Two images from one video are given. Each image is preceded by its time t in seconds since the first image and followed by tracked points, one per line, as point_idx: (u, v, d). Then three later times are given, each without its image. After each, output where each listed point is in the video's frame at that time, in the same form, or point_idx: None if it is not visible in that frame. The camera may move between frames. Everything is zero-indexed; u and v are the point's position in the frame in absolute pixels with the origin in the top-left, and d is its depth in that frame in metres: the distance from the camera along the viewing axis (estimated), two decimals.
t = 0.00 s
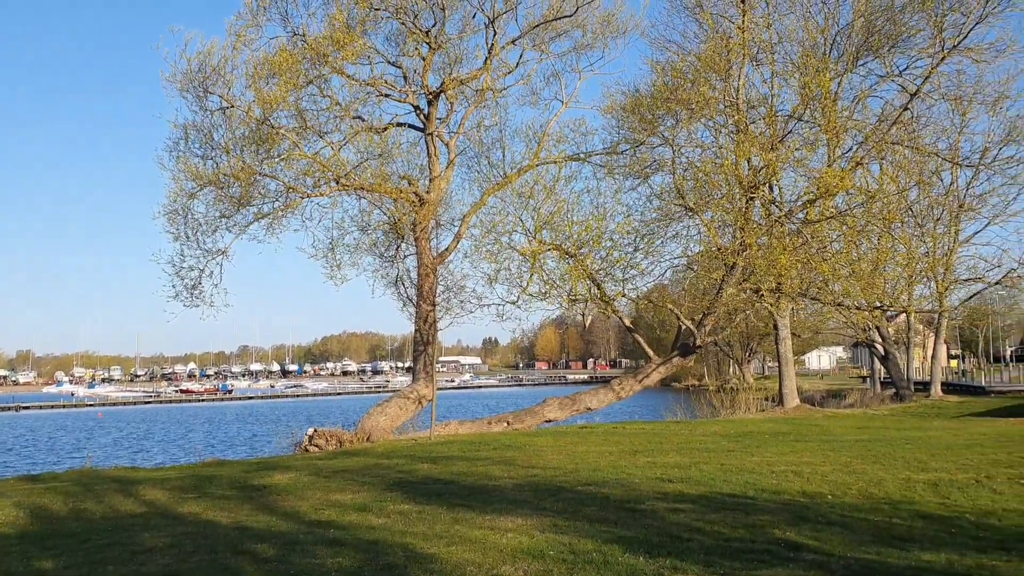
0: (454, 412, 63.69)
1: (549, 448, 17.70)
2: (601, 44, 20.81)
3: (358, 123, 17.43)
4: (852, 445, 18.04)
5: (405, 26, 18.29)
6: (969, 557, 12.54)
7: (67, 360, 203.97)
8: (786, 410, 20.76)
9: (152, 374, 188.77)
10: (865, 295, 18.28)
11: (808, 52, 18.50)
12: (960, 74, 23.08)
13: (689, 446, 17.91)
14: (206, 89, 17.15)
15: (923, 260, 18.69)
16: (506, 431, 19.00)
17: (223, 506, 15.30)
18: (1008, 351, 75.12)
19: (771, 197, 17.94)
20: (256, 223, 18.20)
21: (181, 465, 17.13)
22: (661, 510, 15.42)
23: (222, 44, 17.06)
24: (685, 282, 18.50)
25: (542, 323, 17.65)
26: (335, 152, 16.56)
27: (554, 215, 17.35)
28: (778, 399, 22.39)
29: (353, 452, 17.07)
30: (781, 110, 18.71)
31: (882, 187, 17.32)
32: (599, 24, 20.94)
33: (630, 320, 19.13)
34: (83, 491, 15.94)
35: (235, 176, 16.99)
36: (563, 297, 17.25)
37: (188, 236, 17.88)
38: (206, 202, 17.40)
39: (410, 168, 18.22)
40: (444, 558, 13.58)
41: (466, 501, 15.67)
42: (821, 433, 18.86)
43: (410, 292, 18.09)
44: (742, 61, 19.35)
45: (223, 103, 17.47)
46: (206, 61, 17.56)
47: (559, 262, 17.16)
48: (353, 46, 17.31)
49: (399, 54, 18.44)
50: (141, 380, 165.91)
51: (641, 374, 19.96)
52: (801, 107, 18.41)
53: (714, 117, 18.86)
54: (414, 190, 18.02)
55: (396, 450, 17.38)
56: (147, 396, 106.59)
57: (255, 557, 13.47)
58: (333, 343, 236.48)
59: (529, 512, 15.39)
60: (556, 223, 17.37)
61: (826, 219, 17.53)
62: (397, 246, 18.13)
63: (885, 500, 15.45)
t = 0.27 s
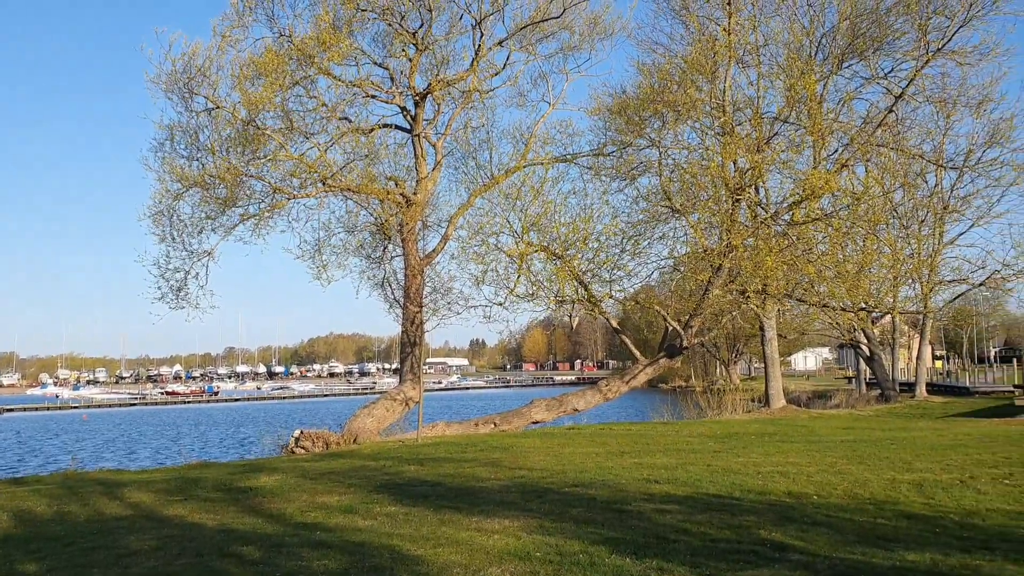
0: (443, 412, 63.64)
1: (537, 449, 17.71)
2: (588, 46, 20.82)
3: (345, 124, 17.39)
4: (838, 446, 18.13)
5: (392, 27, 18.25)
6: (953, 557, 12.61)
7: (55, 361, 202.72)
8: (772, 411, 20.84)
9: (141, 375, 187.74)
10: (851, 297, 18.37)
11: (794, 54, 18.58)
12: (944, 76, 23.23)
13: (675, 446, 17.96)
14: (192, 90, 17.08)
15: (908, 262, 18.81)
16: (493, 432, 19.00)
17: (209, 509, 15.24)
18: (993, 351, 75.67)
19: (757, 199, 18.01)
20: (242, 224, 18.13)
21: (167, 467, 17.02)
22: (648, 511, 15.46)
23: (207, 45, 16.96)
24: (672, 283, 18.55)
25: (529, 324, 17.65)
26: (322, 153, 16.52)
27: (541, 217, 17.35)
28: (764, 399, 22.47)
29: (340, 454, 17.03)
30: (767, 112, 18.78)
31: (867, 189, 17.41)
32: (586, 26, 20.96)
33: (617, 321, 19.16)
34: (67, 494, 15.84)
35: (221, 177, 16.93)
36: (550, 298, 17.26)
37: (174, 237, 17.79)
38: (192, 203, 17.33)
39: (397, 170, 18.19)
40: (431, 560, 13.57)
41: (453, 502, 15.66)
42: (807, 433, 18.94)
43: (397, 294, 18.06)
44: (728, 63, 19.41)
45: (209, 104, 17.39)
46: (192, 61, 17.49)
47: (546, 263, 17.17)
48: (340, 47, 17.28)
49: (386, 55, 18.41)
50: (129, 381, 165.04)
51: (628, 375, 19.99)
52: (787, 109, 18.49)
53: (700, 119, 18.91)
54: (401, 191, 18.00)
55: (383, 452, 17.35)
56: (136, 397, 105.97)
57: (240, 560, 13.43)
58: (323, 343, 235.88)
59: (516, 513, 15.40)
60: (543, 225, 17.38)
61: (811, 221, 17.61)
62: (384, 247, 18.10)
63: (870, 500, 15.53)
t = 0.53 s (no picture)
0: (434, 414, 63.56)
1: (527, 451, 17.70)
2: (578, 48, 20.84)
3: (335, 126, 17.35)
4: (827, 447, 18.19)
5: (381, 28, 18.23)
6: (941, 557, 12.67)
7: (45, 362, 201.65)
8: (762, 412, 20.88)
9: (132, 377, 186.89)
10: (840, 298, 18.44)
11: (783, 56, 18.63)
12: (932, 79, 23.35)
13: (665, 448, 17.98)
14: (181, 91, 17.01)
15: (896, 264, 18.88)
16: (483, 434, 18.97)
17: (197, 511, 15.18)
18: (981, 352, 76.10)
19: (746, 201, 18.08)
20: (231, 226, 18.07)
21: (155, 470, 16.93)
22: (638, 513, 15.48)
23: (196, 46, 16.89)
24: (662, 285, 18.57)
25: (519, 326, 17.66)
26: (312, 155, 16.49)
27: (531, 219, 17.35)
28: (754, 401, 22.51)
29: (329, 456, 16.98)
30: (756, 114, 18.84)
31: (855, 191, 17.48)
32: (576, 28, 20.98)
33: (607, 323, 19.16)
34: (54, 497, 15.75)
35: (210, 179, 16.87)
36: (540, 300, 17.26)
37: (162, 238, 17.71)
38: (180, 205, 17.26)
39: (386, 171, 18.15)
40: (420, 563, 13.56)
41: (443, 505, 15.65)
42: (796, 434, 19.00)
43: (387, 295, 18.02)
44: (717, 65, 19.48)
45: (198, 106, 17.33)
46: (180, 63, 17.42)
47: (536, 265, 17.17)
48: (329, 49, 17.25)
49: (375, 57, 18.38)
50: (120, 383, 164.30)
51: (619, 376, 20.00)
52: (776, 112, 18.55)
53: (690, 121, 18.94)
54: (391, 193, 17.97)
55: (373, 454, 17.31)
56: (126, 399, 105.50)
57: (229, 563, 13.38)
58: (315, 345, 235.35)
59: (506, 515, 15.40)
60: (533, 227, 17.37)
61: (800, 223, 17.67)
62: (373, 249, 18.06)
63: (859, 501, 15.59)
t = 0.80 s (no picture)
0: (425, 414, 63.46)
1: (515, 452, 17.69)
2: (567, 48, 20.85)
3: (323, 126, 17.28)
4: (815, 447, 18.25)
5: (369, 28, 18.20)
6: (927, 556, 12.73)
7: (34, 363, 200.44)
8: (750, 413, 20.92)
9: (121, 377, 185.91)
10: (827, 298, 18.52)
11: (770, 57, 18.69)
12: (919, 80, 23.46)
13: (654, 448, 18.00)
14: (167, 91, 16.92)
15: (883, 264, 18.97)
16: (471, 435, 18.95)
17: (185, 513, 15.12)
18: (968, 352, 76.57)
19: (734, 202, 18.14)
20: (219, 226, 17.98)
21: (142, 471, 16.83)
22: (626, 513, 15.50)
23: (183, 45, 16.79)
24: (650, 285, 18.59)
25: (508, 327, 17.61)
26: (299, 155, 16.44)
27: (519, 219, 17.33)
28: (742, 401, 22.55)
29: (317, 457, 16.93)
30: (744, 115, 18.89)
31: (842, 192, 17.57)
32: (564, 28, 20.98)
33: (596, 323, 19.16)
34: (40, 498, 15.63)
35: (197, 179, 16.80)
36: (529, 301, 17.25)
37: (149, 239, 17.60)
38: (167, 205, 17.16)
39: (375, 171, 18.11)
40: (409, 564, 13.54)
41: (432, 506, 15.64)
42: (784, 434, 19.06)
43: (375, 296, 17.97)
44: (705, 66, 19.54)
45: (186, 105, 17.24)
46: (167, 62, 17.33)
47: (525, 265, 17.15)
48: (317, 49, 17.21)
49: (363, 57, 18.35)
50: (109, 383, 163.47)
51: (607, 377, 20.00)
52: (764, 112, 18.61)
53: (678, 122, 18.96)
54: (379, 193, 17.94)
55: (361, 455, 17.26)
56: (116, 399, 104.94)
57: (216, 564, 13.33)
58: (306, 345, 234.77)
59: (494, 516, 15.40)
60: (521, 227, 17.34)
61: (788, 223, 17.74)
62: (361, 249, 18.02)
63: (846, 500, 15.65)
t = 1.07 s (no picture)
0: (418, 415, 63.38)
1: (507, 453, 17.69)
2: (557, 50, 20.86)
3: (313, 128, 17.23)
4: (805, 446, 18.31)
5: (359, 30, 18.17)
6: (917, 555, 12.78)
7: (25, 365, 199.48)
8: (741, 413, 20.97)
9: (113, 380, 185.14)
10: (817, 298, 18.59)
11: (760, 58, 18.75)
12: (908, 81, 23.57)
13: (645, 448, 18.03)
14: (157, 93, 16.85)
15: (873, 264, 19.04)
16: (463, 436, 18.95)
17: (175, 516, 15.07)
18: (959, 351, 76.92)
19: (724, 202, 18.19)
20: (209, 227, 17.92)
21: (132, 474, 16.75)
22: (618, 514, 15.52)
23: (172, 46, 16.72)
24: (641, 286, 18.62)
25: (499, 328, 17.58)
26: (290, 156, 16.41)
27: (510, 221, 17.31)
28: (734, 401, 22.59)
29: (308, 458, 16.89)
30: (734, 116, 18.94)
31: (832, 192, 17.64)
32: (555, 29, 21.00)
33: (587, 324, 19.15)
34: (29, 501, 15.53)
35: (188, 180, 16.75)
36: (519, 302, 17.24)
37: (139, 241, 17.51)
38: (157, 207, 17.10)
39: (365, 173, 18.09)
40: (400, 565, 13.54)
41: (423, 507, 15.63)
42: (776, 434, 19.11)
43: (366, 297, 17.93)
44: (696, 67, 19.60)
45: (175, 107, 17.18)
46: (156, 64, 17.27)
47: (515, 266, 17.14)
48: (307, 50, 17.17)
49: (354, 59, 18.33)
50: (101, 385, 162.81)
51: (598, 378, 20.01)
52: (753, 113, 18.67)
53: (669, 122, 18.97)
54: (370, 195, 17.91)
55: (353, 457, 17.23)
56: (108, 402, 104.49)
57: (207, 567, 13.30)
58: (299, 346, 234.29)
59: (486, 517, 15.40)
60: (512, 228, 17.32)
61: (778, 224, 17.78)
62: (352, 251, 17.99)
63: (836, 500, 15.70)
